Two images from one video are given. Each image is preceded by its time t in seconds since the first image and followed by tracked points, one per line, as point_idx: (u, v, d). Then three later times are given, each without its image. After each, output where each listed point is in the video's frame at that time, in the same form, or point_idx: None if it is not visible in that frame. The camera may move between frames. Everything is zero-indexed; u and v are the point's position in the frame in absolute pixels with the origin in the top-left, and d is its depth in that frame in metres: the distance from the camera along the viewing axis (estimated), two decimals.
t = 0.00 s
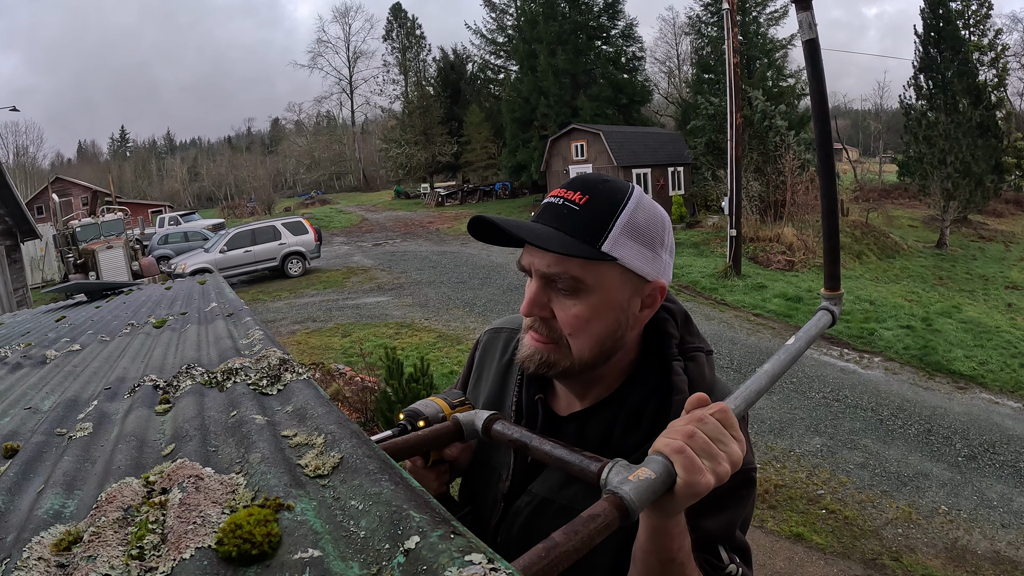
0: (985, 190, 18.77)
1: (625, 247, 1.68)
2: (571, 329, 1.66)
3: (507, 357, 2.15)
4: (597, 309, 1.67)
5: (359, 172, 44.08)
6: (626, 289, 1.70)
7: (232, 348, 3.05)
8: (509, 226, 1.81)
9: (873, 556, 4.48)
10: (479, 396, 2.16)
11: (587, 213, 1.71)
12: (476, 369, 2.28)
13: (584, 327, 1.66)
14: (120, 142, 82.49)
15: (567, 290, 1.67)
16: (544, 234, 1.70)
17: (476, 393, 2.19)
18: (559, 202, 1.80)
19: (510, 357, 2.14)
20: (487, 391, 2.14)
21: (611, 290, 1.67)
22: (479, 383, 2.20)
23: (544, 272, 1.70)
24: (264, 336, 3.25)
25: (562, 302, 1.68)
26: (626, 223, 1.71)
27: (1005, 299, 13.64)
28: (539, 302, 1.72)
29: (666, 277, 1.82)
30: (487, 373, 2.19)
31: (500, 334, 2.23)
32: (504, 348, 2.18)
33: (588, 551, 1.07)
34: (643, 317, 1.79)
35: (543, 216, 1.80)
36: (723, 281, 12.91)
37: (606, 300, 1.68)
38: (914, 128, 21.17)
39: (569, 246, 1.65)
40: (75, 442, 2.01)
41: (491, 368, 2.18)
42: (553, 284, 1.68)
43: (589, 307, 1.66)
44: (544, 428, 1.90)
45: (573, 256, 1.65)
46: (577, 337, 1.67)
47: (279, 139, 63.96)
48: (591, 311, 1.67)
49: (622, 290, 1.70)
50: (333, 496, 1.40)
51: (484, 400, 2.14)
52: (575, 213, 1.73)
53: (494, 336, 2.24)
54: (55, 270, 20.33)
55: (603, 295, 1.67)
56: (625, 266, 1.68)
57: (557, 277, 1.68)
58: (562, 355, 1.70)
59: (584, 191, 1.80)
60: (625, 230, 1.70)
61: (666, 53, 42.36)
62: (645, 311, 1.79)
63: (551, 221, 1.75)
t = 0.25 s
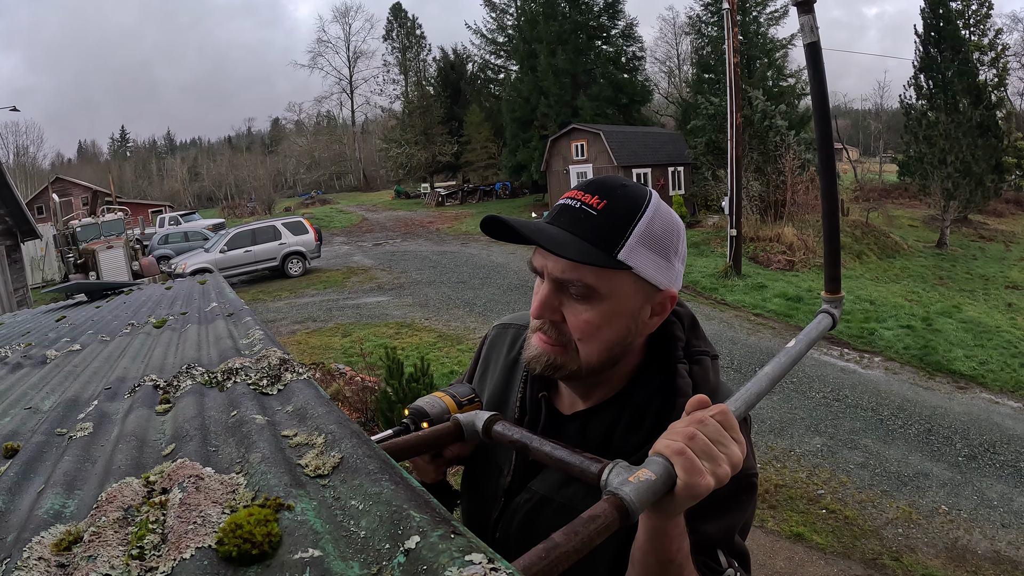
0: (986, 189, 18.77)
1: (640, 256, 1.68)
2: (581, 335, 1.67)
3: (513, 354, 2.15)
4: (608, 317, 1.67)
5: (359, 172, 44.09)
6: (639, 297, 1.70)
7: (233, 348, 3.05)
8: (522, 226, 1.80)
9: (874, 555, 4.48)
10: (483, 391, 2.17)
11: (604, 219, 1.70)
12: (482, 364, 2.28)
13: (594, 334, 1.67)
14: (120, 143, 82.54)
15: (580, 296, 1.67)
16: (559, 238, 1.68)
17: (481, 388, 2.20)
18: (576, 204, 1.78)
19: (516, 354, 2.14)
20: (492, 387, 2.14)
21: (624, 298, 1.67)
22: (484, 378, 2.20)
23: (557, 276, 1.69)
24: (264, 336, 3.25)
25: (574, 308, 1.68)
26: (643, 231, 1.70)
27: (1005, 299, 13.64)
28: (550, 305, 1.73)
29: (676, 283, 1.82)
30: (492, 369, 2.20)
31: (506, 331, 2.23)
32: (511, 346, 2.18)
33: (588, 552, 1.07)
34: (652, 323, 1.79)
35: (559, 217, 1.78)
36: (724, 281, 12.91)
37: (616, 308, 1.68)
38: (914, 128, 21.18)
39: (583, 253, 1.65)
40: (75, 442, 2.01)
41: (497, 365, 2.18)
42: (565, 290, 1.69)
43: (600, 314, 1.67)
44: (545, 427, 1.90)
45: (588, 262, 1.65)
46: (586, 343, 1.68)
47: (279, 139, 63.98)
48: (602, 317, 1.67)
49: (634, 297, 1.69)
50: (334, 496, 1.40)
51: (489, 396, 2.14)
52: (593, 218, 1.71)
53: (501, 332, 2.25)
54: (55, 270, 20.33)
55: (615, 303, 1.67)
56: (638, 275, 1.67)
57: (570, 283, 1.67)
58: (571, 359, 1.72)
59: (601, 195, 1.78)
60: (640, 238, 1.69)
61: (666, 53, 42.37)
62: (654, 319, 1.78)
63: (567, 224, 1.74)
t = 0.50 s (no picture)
0: (986, 189, 18.78)
1: (646, 260, 1.67)
2: (585, 336, 1.67)
3: (515, 352, 2.15)
4: (611, 318, 1.67)
5: (359, 172, 44.11)
6: (643, 300, 1.69)
7: (233, 348, 3.05)
8: (528, 227, 1.81)
9: (874, 555, 4.49)
10: (486, 390, 2.16)
11: (611, 222, 1.70)
12: (485, 363, 2.28)
13: (598, 335, 1.67)
14: (120, 143, 82.51)
15: (586, 298, 1.66)
16: (565, 240, 1.69)
17: (483, 388, 2.20)
18: (584, 205, 1.78)
19: (518, 353, 2.14)
20: (495, 386, 2.14)
21: (629, 300, 1.67)
22: (487, 377, 2.20)
23: (561, 277, 1.70)
24: (265, 336, 3.25)
25: (578, 309, 1.69)
26: (648, 234, 1.70)
27: (1006, 298, 13.64)
28: (553, 307, 1.73)
29: (682, 284, 1.81)
30: (495, 366, 2.20)
31: (509, 329, 2.24)
32: (513, 344, 2.18)
33: (588, 550, 1.06)
34: (656, 326, 1.78)
35: (565, 220, 1.79)
36: (724, 281, 12.91)
37: (621, 310, 1.68)
38: (914, 128, 21.19)
39: (589, 256, 1.65)
40: (75, 442, 2.01)
41: (499, 364, 2.18)
42: (570, 290, 1.69)
43: (603, 317, 1.67)
44: (547, 427, 1.90)
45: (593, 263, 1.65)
46: (589, 345, 1.68)
47: (279, 140, 64.00)
48: (606, 319, 1.67)
49: (638, 300, 1.69)
50: (334, 495, 1.40)
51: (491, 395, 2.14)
52: (599, 220, 1.71)
53: (504, 331, 2.25)
54: (55, 270, 20.34)
55: (620, 305, 1.67)
56: (644, 278, 1.67)
57: (575, 284, 1.67)
58: (573, 360, 1.72)
59: (608, 197, 1.78)
60: (645, 241, 1.69)
61: (666, 52, 42.38)
62: (658, 320, 1.78)
63: (574, 226, 1.74)
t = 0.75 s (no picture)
0: (986, 189, 18.77)
1: (644, 265, 1.67)
2: (584, 340, 1.67)
3: (515, 353, 2.15)
4: (609, 324, 1.67)
5: (360, 172, 44.12)
6: (641, 305, 1.70)
7: (234, 348, 3.05)
8: (527, 233, 1.81)
9: (874, 554, 4.49)
10: (486, 390, 2.16)
11: (609, 227, 1.70)
12: (485, 363, 2.28)
13: (597, 340, 1.67)
14: (120, 143, 82.55)
15: (585, 303, 1.66)
16: (563, 246, 1.69)
17: (483, 388, 2.20)
18: (582, 209, 1.78)
19: (518, 354, 2.14)
20: (495, 386, 2.14)
21: (628, 306, 1.68)
22: (487, 377, 2.20)
23: (560, 283, 1.69)
24: (265, 336, 3.25)
25: (576, 314, 1.68)
26: (647, 239, 1.70)
27: (1006, 298, 13.64)
28: (551, 311, 1.72)
29: (681, 288, 1.81)
30: (495, 366, 2.20)
31: (510, 330, 2.23)
32: (513, 345, 2.18)
33: (588, 550, 1.06)
34: (656, 329, 1.78)
35: (563, 224, 1.78)
36: (724, 281, 12.91)
37: (620, 315, 1.68)
38: (915, 128, 21.19)
39: (587, 262, 1.65)
40: (76, 442, 2.01)
41: (499, 364, 2.18)
42: (569, 295, 1.69)
43: (602, 323, 1.67)
44: (547, 428, 1.90)
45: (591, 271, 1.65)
46: (588, 350, 1.68)
47: (279, 139, 64.04)
48: (604, 325, 1.67)
49: (637, 304, 1.69)
50: (334, 495, 1.40)
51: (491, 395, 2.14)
52: (597, 225, 1.71)
53: (504, 331, 2.25)
54: (56, 270, 20.36)
55: (619, 311, 1.67)
56: (642, 283, 1.67)
57: (573, 289, 1.67)
58: (572, 365, 1.72)
59: (606, 200, 1.77)
60: (644, 246, 1.69)
61: (667, 52, 42.38)
62: (657, 324, 1.78)
63: (572, 230, 1.74)
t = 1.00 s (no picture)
0: (986, 189, 18.77)
1: (639, 272, 1.67)
2: (579, 345, 1.67)
3: (511, 355, 2.14)
4: (604, 331, 1.67)
5: (360, 172, 44.12)
6: (637, 310, 1.70)
7: (234, 348, 3.05)
8: (522, 239, 1.81)
9: (875, 554, 4.48)
10: (482, 392, 2.16)
11: (604, 233, 1.70)
12: (482, 364, 2.27)
13: (591, 347, 1.67)
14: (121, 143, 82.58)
15: (579, 309, 1.66)
16: (557, 253, 1.69)
17: (479, 391, 2.20)
18: (577, 215, 1.78)
19: (515, 355, 2.14)
20: (491, 388, 2.14)
21: (623, 312, 1.67)
22: (483, 380, 2.20)
23: (554, 291, 1.69)
24: (265, 336, 3.25)
25: (571, 320, 1.68)
26: (643, 245, 1.70)
27: (1006, 298, 13.64)
28: (546, 318, 1.72)
29: (678, 294, 1.81)
30: (491, 368, 2.20)
31: (506, 331, 2.23)
32: (510, 346, 2.18)
33: (589, 550, 1.06)
34: (653, 334, 1.78)
35: (557, 230, 1.78)
36: (724, 281, 12.91)
37: (616, 319, 1.68)
38: (915, 127, 21.19)
39: (583, 269, 1.65)
40: (76, 442, 2.01)
41: (495, 366, 2.18)
42: (563, 302, 1.69)
43: (598, 329, 1.67)
44: (545, 430, 1.90)
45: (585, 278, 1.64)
46: (583, 357, 1.68)
47: (279, 139, 64.05)
48: (600, 330, 1.67)
49: (633, 310, 1.69)
50: (335, 495, 1.40)
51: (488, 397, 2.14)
52: (592, 230, 1.71)
53: (500, 332, 2.24)
54: (56, 270, 20.36)
55: (614, 318, 1.67)
56: (638, 289, 1.67)
57: (569, 296, 1.67)
58: (567, 370, 1.72)
59: (601, 205, 1.77)
60: (639, 253, 1.68)
61: (667, 52, 42.37)
62: (655, 328, 1.78)
63: (566, 237, 1.74)
